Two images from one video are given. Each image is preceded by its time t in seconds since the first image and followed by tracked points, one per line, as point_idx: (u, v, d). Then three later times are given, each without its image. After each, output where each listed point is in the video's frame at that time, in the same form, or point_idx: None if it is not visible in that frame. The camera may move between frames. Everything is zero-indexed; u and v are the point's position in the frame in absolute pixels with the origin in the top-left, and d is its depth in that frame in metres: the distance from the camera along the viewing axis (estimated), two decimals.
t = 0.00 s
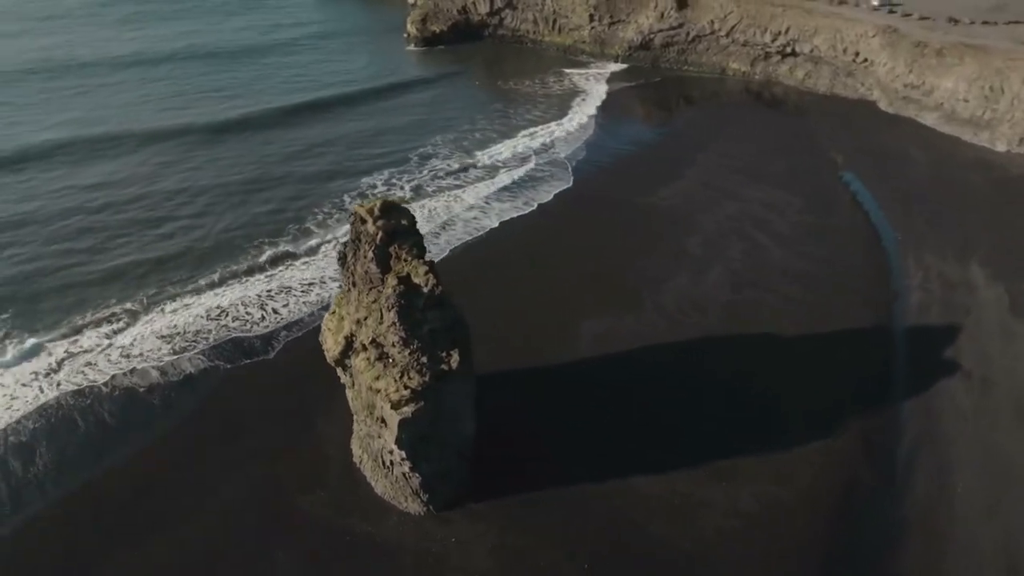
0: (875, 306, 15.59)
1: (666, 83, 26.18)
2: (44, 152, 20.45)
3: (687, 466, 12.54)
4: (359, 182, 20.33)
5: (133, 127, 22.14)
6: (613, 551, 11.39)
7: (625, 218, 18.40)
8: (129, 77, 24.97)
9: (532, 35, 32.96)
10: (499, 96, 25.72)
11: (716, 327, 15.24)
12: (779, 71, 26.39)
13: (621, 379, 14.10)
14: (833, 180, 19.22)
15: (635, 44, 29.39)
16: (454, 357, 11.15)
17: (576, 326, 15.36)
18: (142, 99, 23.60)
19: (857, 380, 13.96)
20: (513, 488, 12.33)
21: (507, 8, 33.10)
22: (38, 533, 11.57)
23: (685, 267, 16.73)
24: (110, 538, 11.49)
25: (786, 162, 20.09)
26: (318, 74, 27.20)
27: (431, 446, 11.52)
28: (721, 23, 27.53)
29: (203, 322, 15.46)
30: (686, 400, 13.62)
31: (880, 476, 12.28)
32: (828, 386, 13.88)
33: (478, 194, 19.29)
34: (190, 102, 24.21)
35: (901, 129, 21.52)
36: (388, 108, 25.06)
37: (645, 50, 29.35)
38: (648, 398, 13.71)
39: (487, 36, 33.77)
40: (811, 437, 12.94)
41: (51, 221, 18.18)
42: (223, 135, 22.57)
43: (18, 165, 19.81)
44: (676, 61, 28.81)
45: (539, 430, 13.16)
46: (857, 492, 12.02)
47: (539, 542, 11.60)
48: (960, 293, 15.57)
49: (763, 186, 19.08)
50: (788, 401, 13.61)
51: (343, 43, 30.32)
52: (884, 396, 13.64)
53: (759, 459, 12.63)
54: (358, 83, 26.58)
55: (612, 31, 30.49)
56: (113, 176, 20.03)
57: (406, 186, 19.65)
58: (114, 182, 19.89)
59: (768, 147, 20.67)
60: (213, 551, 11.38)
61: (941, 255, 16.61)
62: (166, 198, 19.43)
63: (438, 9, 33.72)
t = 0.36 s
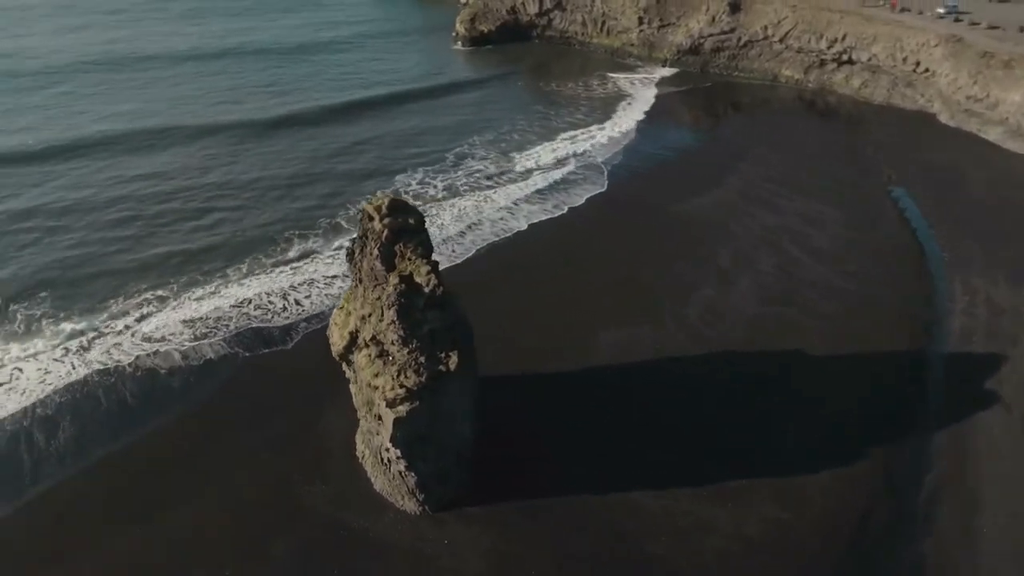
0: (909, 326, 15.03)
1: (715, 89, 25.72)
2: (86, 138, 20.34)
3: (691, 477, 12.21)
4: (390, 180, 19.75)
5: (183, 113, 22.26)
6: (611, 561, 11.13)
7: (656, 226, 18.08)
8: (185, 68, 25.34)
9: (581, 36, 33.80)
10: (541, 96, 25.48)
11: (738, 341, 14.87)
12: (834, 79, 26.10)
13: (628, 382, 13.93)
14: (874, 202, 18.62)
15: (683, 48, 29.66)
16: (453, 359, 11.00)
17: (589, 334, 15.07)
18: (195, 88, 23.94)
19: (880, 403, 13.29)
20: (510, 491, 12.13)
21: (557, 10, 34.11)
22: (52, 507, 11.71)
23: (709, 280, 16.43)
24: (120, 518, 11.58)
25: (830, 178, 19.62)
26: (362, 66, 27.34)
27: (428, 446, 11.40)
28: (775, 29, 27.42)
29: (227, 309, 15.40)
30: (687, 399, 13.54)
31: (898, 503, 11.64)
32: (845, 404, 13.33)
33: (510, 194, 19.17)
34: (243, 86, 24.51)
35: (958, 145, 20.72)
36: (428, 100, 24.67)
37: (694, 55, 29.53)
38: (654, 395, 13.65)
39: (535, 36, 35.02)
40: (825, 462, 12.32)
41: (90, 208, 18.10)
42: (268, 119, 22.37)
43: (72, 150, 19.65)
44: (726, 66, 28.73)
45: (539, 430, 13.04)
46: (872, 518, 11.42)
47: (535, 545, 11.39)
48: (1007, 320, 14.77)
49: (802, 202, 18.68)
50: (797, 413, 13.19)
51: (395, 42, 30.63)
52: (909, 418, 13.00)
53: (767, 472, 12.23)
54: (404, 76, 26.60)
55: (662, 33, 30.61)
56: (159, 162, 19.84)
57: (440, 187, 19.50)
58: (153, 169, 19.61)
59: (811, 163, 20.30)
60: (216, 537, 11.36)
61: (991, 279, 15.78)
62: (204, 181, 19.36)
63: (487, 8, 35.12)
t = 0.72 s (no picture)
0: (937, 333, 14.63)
1: (757, 95, 25.32)
2: (131, 129, 20.98)
3: (693, 481, 11.98)
4: (416, 177, 19.75)
5: (226, 107, 22.77)
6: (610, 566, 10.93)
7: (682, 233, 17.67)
8: (232, 65, 26.03)
9: (621, 38, 34.08)
10: (578, 97, 25.30)
11: (758, 353, 14.31)
12: (882, 86, 25.76)
13: (636, 387, 13.65)
14: (914, 214, 17.86)
15: (724, 53, 29.58)
16: (448, 360, 10.94)
17: (598, 342, 14.82)
18: (240, 84, 24.54)
19: (899, 426, 12.70)
20: (504, 493, 12.01)
21: (598, 11, 34.44)
22: (65, 487, 11.90)
23: (734, 291, 15.87)
24: (129, 501, 11.73)
25: (869, 188, 19.01)
26: (401, 65, 27.58)
27: (422, 445, 11.29)
28: (821, 34, 27.17)
29: (245, 299, 15.61)
30: (693, 402, 13.30)
31: (914, 528, 11.10)
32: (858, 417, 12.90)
33: (536, 196, 19.04)
34: (287, 83, 24.92)
35: (1009, 159, 19.97)
36: (465, 100, 24.74)
37: (735, 60, 29.44)
38: (663, 399, 13.37)
39: (576, 37, 35.32)
40: (835, 484, 11.81)
41: (126, 193, 18.52)
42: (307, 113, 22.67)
43: (116, 143, 20.27)
44: (769, 71, 28.70)
45: (539, 429, 12.90)
46: (886, 541, 10.92)
47: (532, 546, 11.27)
48: None
49: (838, 213, 18.07)
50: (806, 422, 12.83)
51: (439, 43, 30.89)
52: (930, 436, 12.49)
53: (773, 482, 11.89)
54: (446, 75, 26.89)
55: (704, 37, 30.74)
56: (197, 156, 20.21)
57: (466, 186, 19.39)
58: (189, 158, 20.09)
59: (851, 172, 19.68)
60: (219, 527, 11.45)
61: None
62: (237, 173, 19.63)
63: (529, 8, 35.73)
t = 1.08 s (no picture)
0: (969, 346, 14.19)
1: (802, 102, 24.73)
2: (173, 123, 21.68)
3: (694, 482, 11.86)
4: (444, 176, 19.81)
5: (267, 104, 23.31)
6: (604, 571, 10.75)
7: (709, 243, 17.27)
8: (277, 61, 26.66)
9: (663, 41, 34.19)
10: (616, 100, 25.07)
11: (774, 371, 13.86)
12: (935, 96, 25.20)
13: (645, 395, 13.39)
14: (954, 232, 17.10)
15: (771, 58, 29.31)
16: (441, 361, 10.91)
17: (611, 349, 14.51)
18: (285, 80, 25.12)
19: (918, 451, 12.12)
20: (501, 493, 11.92)
21: (641, 13, 34.54)
22: (76, 465, 12.33)
23: (756, 305, 15.46)
24: (135, 483, 12.09)
25: (909, 201, 18.33)
26: (444, 65, 27.81)
27: (415, 446, 11.28)
28: (872, 41, 26.64)
29: (265, 291, 15.93)
30: (696, 407, 13.12)
31: (924, 559, 10.54)
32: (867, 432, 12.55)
33: (562, 199, 18.87)
34: (330, 81, 25.40)
35: None
36: (503, 101, 24.69)
37: (781, 65, 29.18)
38: (666, 404, 13.17)
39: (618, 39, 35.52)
40: (843, 509, 11.29)
41: (162, 183, 19.10)
42: (347, 111, 23.07)
43: (161, 136, 20.98)
44: (816, 78, 28.42)
45: (538, 430, 12.81)
46: (895, 568, 10.41)
47: (523, 551, 11.11)
48: None
49: (875, 227, 17.44)
50: (813, 430, 12.61)
51: (486, 44, 31.11)
52: (952, 465, 11.87)
53: (778, 485, 11.73)
54: (488, 75, 27.08)
55: (749, 41, 30.51)
56: (235, 149, 20.83)
57: (495, 188, 19.35)
58: (225, 152, 20.64)
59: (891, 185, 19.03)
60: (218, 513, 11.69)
61: None
62: (272, 168, 20.03)
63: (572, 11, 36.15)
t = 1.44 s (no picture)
0: (989, 360, 13.77)
1: (847, 112, 24.08)
2: (214, 118, 22.36)
3: (694, 482, 11.64)
4: (471, 177, 19.88)
5: (306, 101, 23.81)
6: None
7: (734, 255, 16.83)
8: (320, 59, 27.21)
9: (707, 45, 33.93)
10: (654, 104, 24.76)
11: (789, 389, 13.36)
12: (991, 108, 24.38)
13: (651, 402, 13.08)
14: (995, 253, 16.37)
15: (817, 65, 28.84)
16: (433, 362, 10.82)
17: (622, 360, 14.09)
18: (327, 79, 25.60)
19: (935, 477, 11.55)
20: (498, 492, 11.77)
21: (685, 16, 34.31)
22: (88, 445, 12.75)
23: (777, 321, 14.95)
24: (141, 466, 12.43)
25: (949, 219, 17.63)
26: (486, 65, 27.93)
27: (406, 445, 11.22)
28: (925, 50, 25.86)
29: (285, 283, 16.24)
30: (702, 419, 12.74)
31: None
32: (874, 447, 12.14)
33: (587, 203, 18.68)
34: (371, 79, 25.77)
35: None
36: (541, 104, 24.61)
37: (828, 72, 28.65)
38: (668, 411, 12.89)
39: (661, 42, 35.28)
40: (849, 532, 10.77)
41: (197, 176, 19.71)
42: (384, 110, 23.40)
43: (202, 130, 21.63)
44: (864, 87, 27.81)
45: (538, 432, 12.60)
46: None
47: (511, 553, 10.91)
48: None
49: (912, 246, 16.79)
50: (823, 446, 12.18)
51: (531, 46, 31.21)
52: (970, 493, 11.28)
53: (777, 486, 11.52)
54: (528, 77, 27.13)
55: (795, 47, 30.00)
56: (272, 145, 21.33)
57: (521, 190, 19.28)
58: (260, 147, 21.16)
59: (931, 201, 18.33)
60: (217, 500, 11.91)
61: None
62: (304, 165, 20.44)
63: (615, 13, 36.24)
